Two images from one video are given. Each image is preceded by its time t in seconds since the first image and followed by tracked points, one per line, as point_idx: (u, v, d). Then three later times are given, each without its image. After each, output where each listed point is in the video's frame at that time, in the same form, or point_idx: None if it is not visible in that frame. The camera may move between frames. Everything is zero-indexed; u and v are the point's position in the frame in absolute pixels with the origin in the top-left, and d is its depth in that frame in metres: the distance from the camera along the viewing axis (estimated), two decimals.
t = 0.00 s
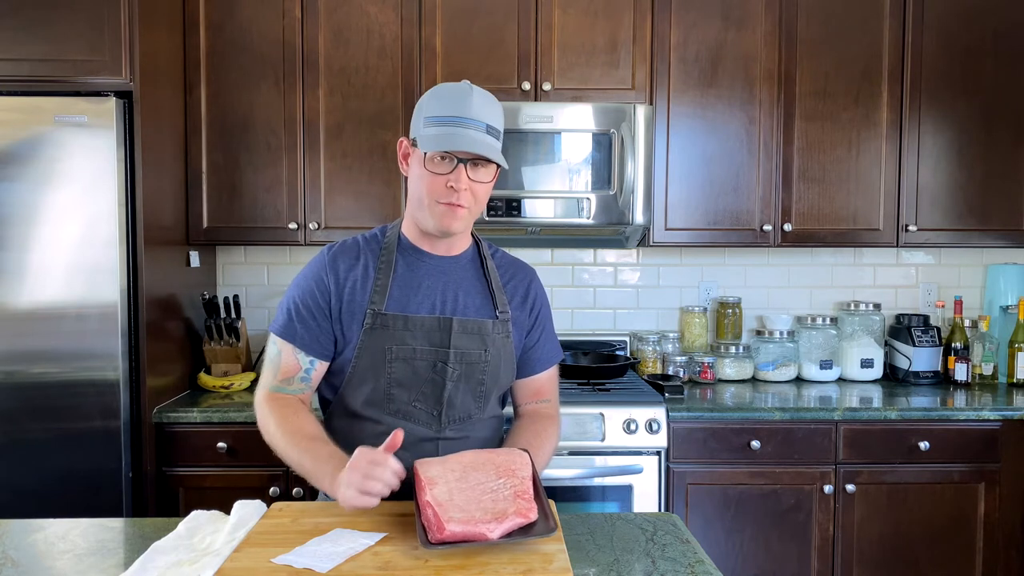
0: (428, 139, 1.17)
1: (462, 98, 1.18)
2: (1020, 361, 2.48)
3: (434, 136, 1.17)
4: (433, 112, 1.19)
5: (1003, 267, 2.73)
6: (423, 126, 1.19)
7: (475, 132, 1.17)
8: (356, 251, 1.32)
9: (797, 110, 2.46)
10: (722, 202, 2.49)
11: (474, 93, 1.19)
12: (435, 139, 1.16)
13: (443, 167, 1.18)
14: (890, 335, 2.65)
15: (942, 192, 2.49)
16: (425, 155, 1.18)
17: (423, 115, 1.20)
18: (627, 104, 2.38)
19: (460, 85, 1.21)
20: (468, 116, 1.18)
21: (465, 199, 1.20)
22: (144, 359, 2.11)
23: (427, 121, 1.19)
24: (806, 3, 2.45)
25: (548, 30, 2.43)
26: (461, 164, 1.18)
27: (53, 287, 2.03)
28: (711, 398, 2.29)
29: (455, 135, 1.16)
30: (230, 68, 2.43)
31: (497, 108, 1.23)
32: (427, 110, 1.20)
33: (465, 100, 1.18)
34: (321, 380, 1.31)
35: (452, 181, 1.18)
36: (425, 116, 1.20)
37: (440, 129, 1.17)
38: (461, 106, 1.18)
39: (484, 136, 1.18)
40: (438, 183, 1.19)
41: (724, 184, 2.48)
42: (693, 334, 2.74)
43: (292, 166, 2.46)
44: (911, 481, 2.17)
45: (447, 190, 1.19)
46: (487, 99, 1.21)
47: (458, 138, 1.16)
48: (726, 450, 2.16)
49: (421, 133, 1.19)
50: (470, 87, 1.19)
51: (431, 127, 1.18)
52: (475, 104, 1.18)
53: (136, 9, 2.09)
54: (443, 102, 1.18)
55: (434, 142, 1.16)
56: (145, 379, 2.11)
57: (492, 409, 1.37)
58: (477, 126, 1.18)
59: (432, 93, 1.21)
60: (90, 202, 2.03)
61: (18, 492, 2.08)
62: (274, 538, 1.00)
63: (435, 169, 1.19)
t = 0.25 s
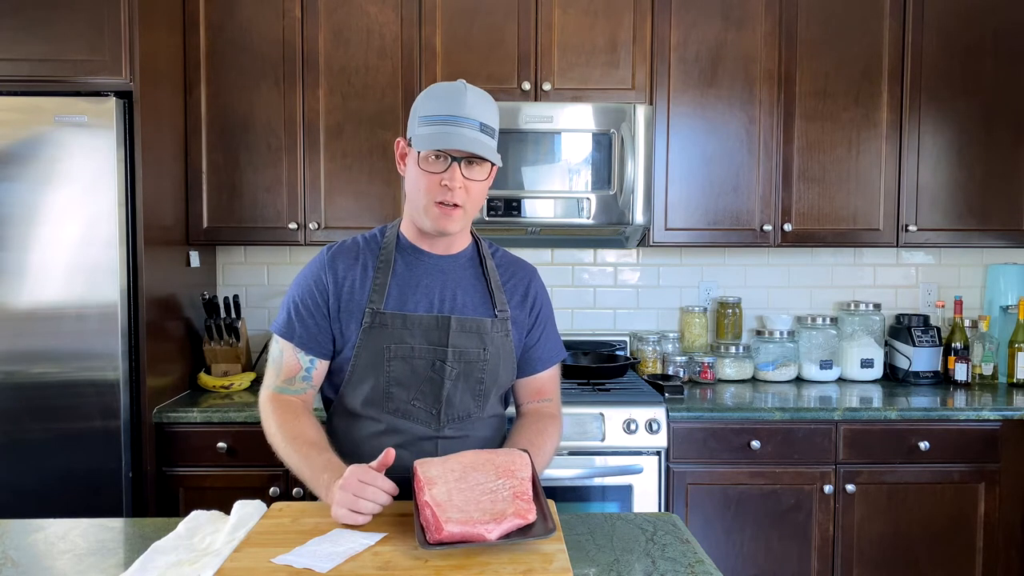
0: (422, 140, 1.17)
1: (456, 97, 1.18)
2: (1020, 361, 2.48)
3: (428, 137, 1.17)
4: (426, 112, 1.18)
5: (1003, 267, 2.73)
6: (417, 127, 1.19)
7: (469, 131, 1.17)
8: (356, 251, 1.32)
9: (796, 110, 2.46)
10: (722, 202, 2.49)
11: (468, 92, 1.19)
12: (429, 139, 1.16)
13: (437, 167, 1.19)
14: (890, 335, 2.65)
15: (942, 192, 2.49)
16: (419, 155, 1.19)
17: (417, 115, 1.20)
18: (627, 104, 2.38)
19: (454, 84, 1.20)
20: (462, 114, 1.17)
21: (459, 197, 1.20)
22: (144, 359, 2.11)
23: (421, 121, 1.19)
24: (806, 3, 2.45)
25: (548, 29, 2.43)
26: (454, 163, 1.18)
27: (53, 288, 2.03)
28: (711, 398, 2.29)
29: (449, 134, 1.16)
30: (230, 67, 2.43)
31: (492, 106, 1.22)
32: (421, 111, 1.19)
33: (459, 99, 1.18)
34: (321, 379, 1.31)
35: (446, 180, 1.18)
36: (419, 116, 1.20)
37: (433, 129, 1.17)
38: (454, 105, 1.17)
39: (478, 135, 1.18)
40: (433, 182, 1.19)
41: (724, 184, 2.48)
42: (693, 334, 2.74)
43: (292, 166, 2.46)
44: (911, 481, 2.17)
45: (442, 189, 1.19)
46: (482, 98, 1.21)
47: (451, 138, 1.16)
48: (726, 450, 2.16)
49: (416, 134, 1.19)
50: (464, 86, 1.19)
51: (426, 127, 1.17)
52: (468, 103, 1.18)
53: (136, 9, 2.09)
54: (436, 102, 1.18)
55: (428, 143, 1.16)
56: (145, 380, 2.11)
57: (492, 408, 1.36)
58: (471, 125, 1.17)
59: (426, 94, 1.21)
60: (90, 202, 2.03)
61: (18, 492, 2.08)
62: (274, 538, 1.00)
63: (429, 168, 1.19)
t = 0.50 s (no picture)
0: (428, 147, 1.16)
1: (460, 102, 1.16)
2: (1020, 361, 2.48)
3: (434, 144, 1.16)
4: (431, 117, 1.17)
5: (1003, 267, 2.73)
6: (422, 132, 1.18)
7: (475, 137, 1.17)
8: (356, 251, 1.32)
9: (796, 110, 2.46)
10: (722, 202, 2.49)
11: (472, 95, 1.18)
12: (435, 146, 1.16)
13: (441, 172, 1.18)
14: (890, 335, 2.65)
15: (942, 192, 2.49)
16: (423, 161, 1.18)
17: (420, 120, 1.19)
18: (627, 104, 2.38)
19: (457, 87, 1.19)
20: (468, 120, 1.16)
21: (463, 203, 1.21)
22: (144, 359, 2.11)
23: (425, 126, 1.18)
24: (805, 3, 2.45)
25: (548, 29, 2.43)
26: (458, 169, 1.18)
27: (53, 288, 2.03)
28: (711, 398, 2.29)
29: (455, 142, 1.15)
30: (230, 67, 2.43)
31: (494, 108, 1.21)
32: (425, 115, 1.18)
33: (463, 104, 1.16)
34: (321, 378, 1.31)
35: (451, 187, 1.18)
36: (423, 121, 1.18)
37: (439, 136, 1.16)
38: (459, 111, 1.16)
39: (484, 141, 1.17)
40: (437, 188, 1.19)
41: (724, 184, 2.48)
42: (693, 334, 2.74)
43: (292, 166, 2.46)
44: (911, 481, 2.17)
45: (446, 195, 1.19)
46: (485, 100, 1.20)
47: (457, 145, 1.15)
48: (726, 450, 2.16)
49: (420, 139, 1.18)
50: (468, 89, 1.18)
51: (431, 133, 1.17)
52: (473, 108, 1.17)
53: (136, 9, 2.09)
54: (441, 106, 1.17)
55: (433, 150, 1.15)
56: (145, 380, 2.11)
57: (492, 408, 1.36)
58: (477, 132, 1.17)
59: (429, 97, 1.19)
60: (90, 202, 2.03)
61: (18, 492, 2.08)
62: (274, 538, 1.00)
63: (433, 174, 1.19)
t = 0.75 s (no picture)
0: (429, 163, 1.15)
1: (459, 116, 1.15)
2: (1020, 361, 2.48)
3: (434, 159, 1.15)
4: (430, 131, 1.16)
5: (1003, 268, 2.74)
6: (422, 147, 1.17)
7: (475, 151, 1.16)
8: (356, 251, 1.32)
9: (796, 110, 2.46)
10: (722, 202, 2.49)
11: (469, 105, 1.16)
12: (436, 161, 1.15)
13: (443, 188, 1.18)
14: (890, 335, 2.65)
15: (942, 192, 2.49)
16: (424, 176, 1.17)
17: (420, 132, 1.17)
18: (627, 105, 2.38)
19: (454, 97, 1.16)
20: (467, 134, 1.15)
21: (465, 214, 1.22)
22: (144, 359, 2.11)
23: (425, 141, 1.16)
24: (805, 3, 2.45)
25: (548, 30, 2.43)
26: (460, 186, 1.17)
27: (53, 288, 2.03)
28: (711, 398, 2.29)
29: (456, 158, 1.15)
30: (229, 68, 2.43)
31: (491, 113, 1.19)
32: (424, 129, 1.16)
33: (462, 118, 1.15)
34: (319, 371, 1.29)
35: (453, 202, 1.19)
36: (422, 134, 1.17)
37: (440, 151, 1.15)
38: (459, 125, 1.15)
39: (484, 155, 1.17)
40: (438, 202, 1.20)
41: (724, 184, 2.48)
42: (693, 334, 2.74)
43: (292, 166, 2.46)
44: (911, 481, 2.17)
45: (448, 208, 1.20)
46: (482, 107, 1.18)
47: (459, 162, 1.14)
48: (726, 450, 2.16)
49: (420, 154, 1.17)
50: (465, 98, 1.15)
51: (431, 148, 1.16)
52: (472, 121, 1.15)
53: (136, 9, 2.09)
54: (441, 121, 1.15)
55: (434, 166, 1.14)
56: (145, 380, 2.11)
57: (492, 408, 1.37)
58: (477, 145, 1.16)
59: (427, 107, 1.17)
60: (90, 202, 2.03)
61: (18, 492, 2.08)
62: (274, 538, 1.00)
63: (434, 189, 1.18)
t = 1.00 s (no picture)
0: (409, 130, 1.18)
1: (441, 89, 1.19)
2: (1020, 361, 2.48)
3: (414, 127, 1.18)
4: (413, 105, 1.20)
5: (1003, 268, 2.74)
6: (406, 120, 1.21)
7: (454, 119, 1.17)
8: (360, 249, 1.32)
9: (796, 110, 2.46)
10: (722, 202, 2.49)
11: (454, 85, 1.20)
12: (415, 129, 1.18)
13: (424, 157, 1.19)
14: (890, 335, 2.65)
15: (942, 192, 2.50)
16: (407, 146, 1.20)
17: (406, 110, 1.22)
18: (627, 104, 2.38)
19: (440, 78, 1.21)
20: (447, 104, 1.18)
21: (447, 187, 1.21)
22: (144, 359, 2.11)
23: (409, 114, 1.20)
24: (805, 3, 2.45)
25: (548, 30, 2.43)
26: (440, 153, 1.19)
27: (52, 288, 2.03)
28: (711, 398, 2.29)
29: (433, 124, 1.17)
30: (230, 68, 2.43)
31: (477, 97, 1.22)
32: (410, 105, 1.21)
33: (444, 92, 1.19)
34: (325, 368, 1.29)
35: (433, 170, 1.19)
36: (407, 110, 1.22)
37: (419, 119, 1.18)
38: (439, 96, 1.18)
39: (462, 124, 1.18)
40: (420, 173, 1.20)
41: (724, 183, 2.48)
42: (693, 334, 2.74)
43: (292, 166, 2.46)
44: (911, 481, 2.17)
45: (429, 179, 1.20)
46: (467, 89, 1.22)
47: (436, 127, 1.16)
48: (726, 450, 2.16)
49: (404, 127, 1.21)
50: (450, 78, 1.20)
51: (412, 118, 1.19)
52: (453, 93, 1.19)
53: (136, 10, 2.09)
54: (424, 95, 1.19)
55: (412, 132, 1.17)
56: (145, 379, 2.11)
57: (493, 407, 1.37)
58: (456, 114, 1.18)
59: (415, 89, 1.23)
60: (91, 202, 2.03)
61: (18, 492, 2.08)
62: (274, 538, 1.00)
63: (416, 159, 1.20)
